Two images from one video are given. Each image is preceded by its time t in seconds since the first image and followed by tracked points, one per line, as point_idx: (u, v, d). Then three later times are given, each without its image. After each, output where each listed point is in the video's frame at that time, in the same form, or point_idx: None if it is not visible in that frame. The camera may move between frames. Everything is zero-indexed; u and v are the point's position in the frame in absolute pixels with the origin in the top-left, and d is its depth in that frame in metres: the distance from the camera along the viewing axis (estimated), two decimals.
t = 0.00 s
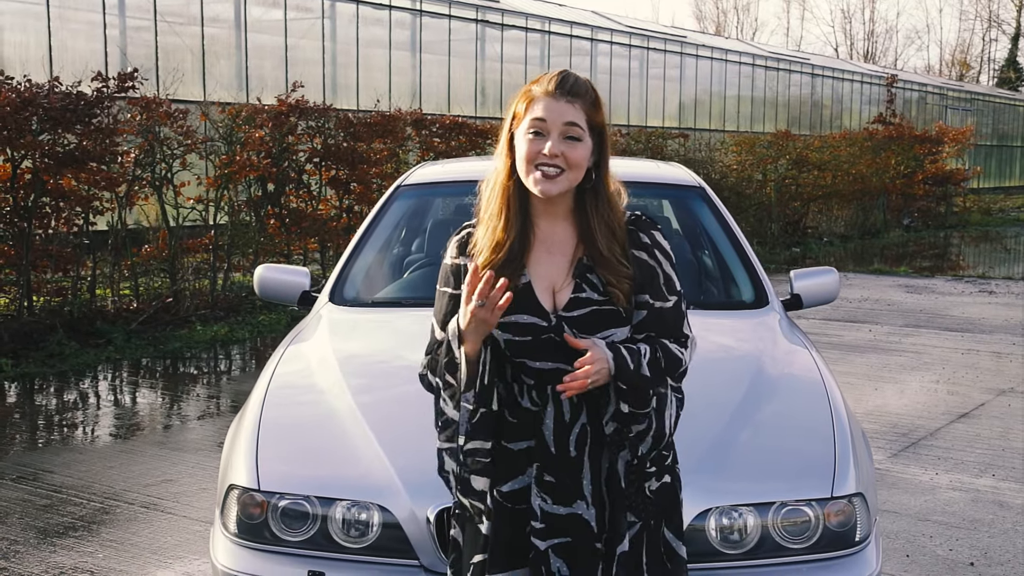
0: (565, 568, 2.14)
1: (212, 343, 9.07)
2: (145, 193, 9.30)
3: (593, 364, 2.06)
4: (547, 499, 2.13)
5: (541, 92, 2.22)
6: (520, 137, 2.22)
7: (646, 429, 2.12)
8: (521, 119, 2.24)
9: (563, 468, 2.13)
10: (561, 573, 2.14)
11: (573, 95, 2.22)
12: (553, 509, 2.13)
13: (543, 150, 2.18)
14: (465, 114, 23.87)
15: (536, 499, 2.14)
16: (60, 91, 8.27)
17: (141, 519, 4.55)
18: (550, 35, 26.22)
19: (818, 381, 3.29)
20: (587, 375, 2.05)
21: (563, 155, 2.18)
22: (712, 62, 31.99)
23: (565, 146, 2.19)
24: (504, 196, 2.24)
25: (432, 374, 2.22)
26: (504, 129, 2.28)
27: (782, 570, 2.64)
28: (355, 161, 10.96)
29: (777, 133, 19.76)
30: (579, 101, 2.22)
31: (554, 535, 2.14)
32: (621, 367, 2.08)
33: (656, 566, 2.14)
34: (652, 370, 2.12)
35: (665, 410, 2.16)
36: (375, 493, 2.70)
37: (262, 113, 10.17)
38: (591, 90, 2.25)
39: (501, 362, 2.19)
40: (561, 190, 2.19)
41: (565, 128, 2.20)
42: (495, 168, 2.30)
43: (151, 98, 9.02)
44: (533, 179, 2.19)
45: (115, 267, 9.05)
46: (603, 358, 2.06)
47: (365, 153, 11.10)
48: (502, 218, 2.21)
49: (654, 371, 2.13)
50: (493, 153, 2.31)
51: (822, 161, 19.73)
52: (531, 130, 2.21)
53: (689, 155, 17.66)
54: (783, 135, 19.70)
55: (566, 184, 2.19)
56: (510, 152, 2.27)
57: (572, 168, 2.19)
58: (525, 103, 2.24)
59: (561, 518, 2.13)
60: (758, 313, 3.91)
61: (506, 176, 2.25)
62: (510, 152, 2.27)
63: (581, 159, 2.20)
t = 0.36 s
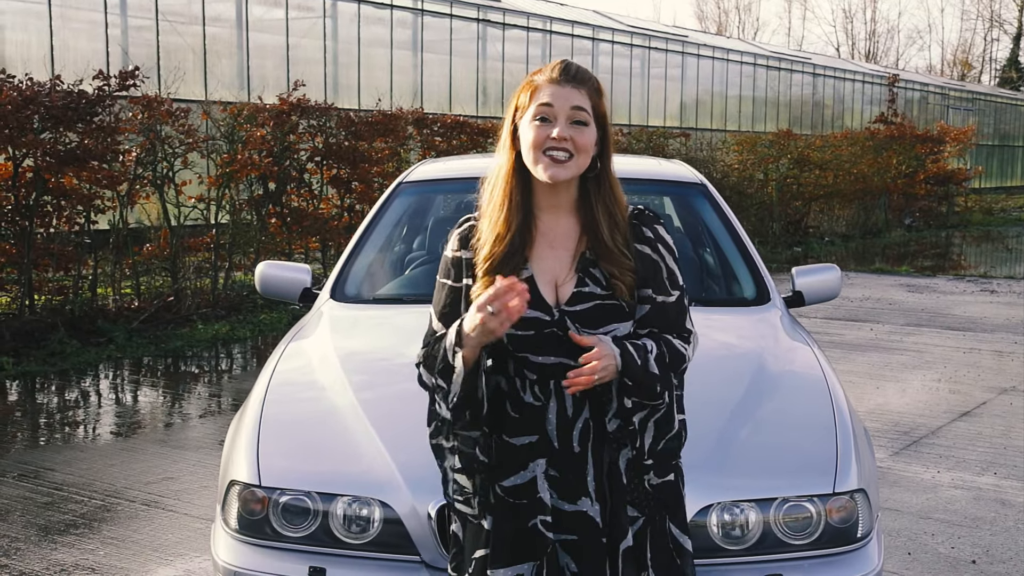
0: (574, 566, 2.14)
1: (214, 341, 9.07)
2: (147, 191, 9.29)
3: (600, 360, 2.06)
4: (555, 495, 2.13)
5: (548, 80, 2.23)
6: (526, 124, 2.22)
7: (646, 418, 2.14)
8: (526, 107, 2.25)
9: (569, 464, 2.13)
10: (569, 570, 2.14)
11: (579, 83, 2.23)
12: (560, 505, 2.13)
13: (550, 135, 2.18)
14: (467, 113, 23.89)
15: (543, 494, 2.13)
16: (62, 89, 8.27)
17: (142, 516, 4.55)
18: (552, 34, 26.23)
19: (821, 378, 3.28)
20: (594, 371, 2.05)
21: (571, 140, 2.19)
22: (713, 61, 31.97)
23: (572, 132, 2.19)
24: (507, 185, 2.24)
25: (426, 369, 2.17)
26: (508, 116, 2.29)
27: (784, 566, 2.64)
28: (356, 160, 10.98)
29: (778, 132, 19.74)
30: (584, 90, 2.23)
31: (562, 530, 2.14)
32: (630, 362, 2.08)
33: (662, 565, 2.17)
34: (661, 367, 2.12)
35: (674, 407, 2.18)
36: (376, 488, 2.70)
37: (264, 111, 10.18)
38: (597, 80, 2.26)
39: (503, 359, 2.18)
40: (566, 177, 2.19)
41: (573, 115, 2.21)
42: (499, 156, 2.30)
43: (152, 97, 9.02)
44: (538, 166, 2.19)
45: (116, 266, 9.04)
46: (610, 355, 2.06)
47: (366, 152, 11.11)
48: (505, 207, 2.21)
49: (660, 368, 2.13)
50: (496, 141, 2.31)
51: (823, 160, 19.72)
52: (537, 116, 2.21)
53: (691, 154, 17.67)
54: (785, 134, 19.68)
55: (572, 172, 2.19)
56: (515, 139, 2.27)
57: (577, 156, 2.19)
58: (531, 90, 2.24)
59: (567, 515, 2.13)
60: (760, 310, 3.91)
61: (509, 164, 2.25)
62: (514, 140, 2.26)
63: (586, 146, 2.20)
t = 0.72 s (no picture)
0: (568, 560, 2.14)
1: (214, 340, 9.06)
2: (147, 190, 9.28)
3: (576, 358, 2.06)
4: (552, 489, 2.13)
5: (548, 76, 2.22)
6: (527, 122, 2.23)
7: (626, 418, 2.12)
8: (525, 104, 2.25)
9: (566, 456, 2.13)
10: (563, 565, 2.14)
11: (579, 81, 2.23)
12: (557, 499, 2.13)
13: (551, 135, 2.19)
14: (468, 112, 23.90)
15: (538, 487, 2.13)
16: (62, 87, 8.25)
17: (142, 514, 4.54)
18: (553, 33, 26.23)
19: (823, 374, 3.26)
20: (566, 365, 2.05)
21: (571, 141, 2.20)
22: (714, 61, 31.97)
23: (572, 132, 2.20)
24: (507, 182, 2.26)
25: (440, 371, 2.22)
26: (508, 113, 2.29)
27: (785, 561, 2.63)
28: (357, 159, 10.98)
29: (779, 130, 19.72)
30: (585, 87, 2.23)
31: (558, 524, 2.13)
32: (612, 359, 2.07)
33: (664, 559, 2.16)
34: (644, 365, 2.11)
35: (653, 403, 2.15)
36: (376, 484, 2.69)
37: (264, 110, 10.18)
38: (597, 76, 2.26)
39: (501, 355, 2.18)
40: (565, 175, 2.20)
41: (573, 113, 2.21)
42: (499, 152, 2.31)
43: (153, 95, 9.00)
44: (538, 164, 2.20)
45: (117, 265, 9.03)
46: (591, 353, 2.06)
47: (367, 151, 11.12)
48: (505, 203, 2.23)
49: (644, 364, 2.11)
50: (496, 137, 2.32)
51: (824, 160, 19.71)
52: (537, 114, 2.22)
53: (692, 153, 17.66)
54: (786, 133, 19.66)
55: (572, 171, 2.20)
56: (515, 136, 2.28)
57: (578, 154, 2.21)
58: (531, 87, 2.24)
59: (564, 509, 2.13)
60: (761, 306, 3.91)
61: (510, 161, 2.27)
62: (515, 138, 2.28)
63: (585, 145, 2.21)
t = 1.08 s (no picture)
0: (573, 555, 2.13)
1: (215, 338, 9.06)
2: (148, 188, 9.29)
3: (584, 351, 2.06)
4: (554, 482, 2.12)
5: (545, 70, 2.22)
6: (526, 116, 2.23)
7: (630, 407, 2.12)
8: (524, 97, 2.25)
9: (569, 448, 2.13)
10: (569, 560, 2.13)
11: (576, 73, 2.22)
12: (558, 492, 2.12)
13: (550, 129, 2.19)
14: (469, 111, 23.90)
15: (536, 480, 2.13)
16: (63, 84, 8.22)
17: (143, 510, 4.54)
18: (554, 32, 26.24)
19: (824, 369, 3.25)
20: (574, 363, 2.05)
21: (571, 134, 2.19)
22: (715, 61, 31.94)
23: (571, 125, 2.20)
24: (508, 175, 2.26)
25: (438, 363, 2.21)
26: (507, 105, 2.29)
27: (785, 557, 2.62)
28: (358, 157, 10.98)
29: (781, 129, 19.69)
30: (582, 79, 2.22)
31: (559, 517, 2.13)
32: (616, 346, 2.08)
33: (665, 550, 2.16)
34: (648, 354, 2.11)
35: (655, 391, 2.13)
36: (376, 478, 2.68)
37: (265, 108, 10.19)
38: (595, 68, 2.26)
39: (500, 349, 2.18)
40: (565, 169, 2.20)
41: (572, 107, 2.21)
42: (500, 145, 2.31)
43: (154, 94, 8.98)
44: (538, 157, 2.21)
45: (117, 263, 9.03)
46: (593, 345, 2.07)
47: (368, 149, 11.12)
48: (507, 196, 2.23)
49: (649, 355, 2.12)
50: (496, 132, 2.32)
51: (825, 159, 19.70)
52: (536, 109, 2.21)
53: (693, 152, 17.65)
54: (788, 132, 19.63)
55: (572, 164, 2.20)
56: (516, 130, 2.28)
57: (578, 147, 2.20)
58: (529, 81, 2.24)
59: (567, 502, 2.12)
60: (761, 302, 3.91)
61: (510, 155, 2.27)
62: (515, 131, 2.28)
63: (586, 137, 2.21)
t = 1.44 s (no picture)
0: (576, 550, 2.13)
1: (215, 337, 9.06)
2: (148, 187, 9.28)
3: (616, 329, 2.05)
4: (555, 475, 2.13)
5: (543, 73, 2.21)
6: (525, 118, 2.23)
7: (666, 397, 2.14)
8: (523, 99, 2.25)
9: (568, 441, 2.14)
10: (571, 554, 2.13)
11: (574, 74, 2.22)
12: (560, 486, 2.13)
13: (549, 131, 2.19)
14: (470, 110, 23.90)
15: (538, 474, 2.13)
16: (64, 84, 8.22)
17: (143, 508, 4.54)
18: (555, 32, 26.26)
19: (825, 366, 3.24)
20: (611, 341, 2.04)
21: (569, 135, 2.19)
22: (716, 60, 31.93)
23: (570, 126, 2.20)
24: (509, 174, 2.26)
25: (433, 354, 2.25)
26: (507, 105, 2.29)
27: (786, 553, 2.62)
28: (358, 156, 10.98)
29: (781, 129, 19.67)
30: (580, 80, 2.22)
31: (559, 512, 2.13)
32: (642, 334, 2.09)
33: (659, 540, 2.17)
34: (666, 338, 2.13)
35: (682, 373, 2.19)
36: (376, 475, 2.68)
37: (266, 107, 10.21)
38: (594, 67, 2.25)
39: (502, 337, 2.20)
40: (567, 169, 2.20)
41: (570, 107, 2.20)
42: (500, 145, 2.31)
43: (155, 93, 9.00)
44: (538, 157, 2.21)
45: (118, 261, 9.03)
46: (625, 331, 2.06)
47: (368, 148, 11.12)
48: (506, 193, 2.24)
49: (667, 338, 2.13)
50: (497, 132, 2.33)
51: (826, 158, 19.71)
52: (534, 111, 2.21)
53: (694, 151, 17.64)
54: (788, 131, 19.61)
55: (573, 163, 2.20)
56: (516, 128, 2.28)
57: (578, 148, 2.20)
58: (528, 84, 2.24)
59: (568, 496, 2.13)
60: (762, 299, 3.91)
61: (511, 153, 2.28)
62: (515, 131, 2.28)
63: (585, 138, 2.20)
